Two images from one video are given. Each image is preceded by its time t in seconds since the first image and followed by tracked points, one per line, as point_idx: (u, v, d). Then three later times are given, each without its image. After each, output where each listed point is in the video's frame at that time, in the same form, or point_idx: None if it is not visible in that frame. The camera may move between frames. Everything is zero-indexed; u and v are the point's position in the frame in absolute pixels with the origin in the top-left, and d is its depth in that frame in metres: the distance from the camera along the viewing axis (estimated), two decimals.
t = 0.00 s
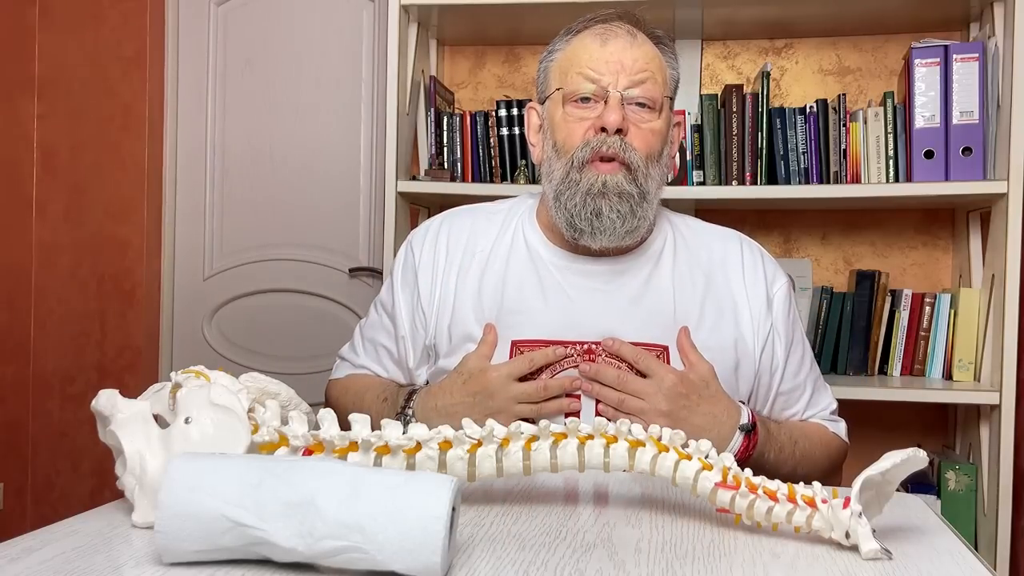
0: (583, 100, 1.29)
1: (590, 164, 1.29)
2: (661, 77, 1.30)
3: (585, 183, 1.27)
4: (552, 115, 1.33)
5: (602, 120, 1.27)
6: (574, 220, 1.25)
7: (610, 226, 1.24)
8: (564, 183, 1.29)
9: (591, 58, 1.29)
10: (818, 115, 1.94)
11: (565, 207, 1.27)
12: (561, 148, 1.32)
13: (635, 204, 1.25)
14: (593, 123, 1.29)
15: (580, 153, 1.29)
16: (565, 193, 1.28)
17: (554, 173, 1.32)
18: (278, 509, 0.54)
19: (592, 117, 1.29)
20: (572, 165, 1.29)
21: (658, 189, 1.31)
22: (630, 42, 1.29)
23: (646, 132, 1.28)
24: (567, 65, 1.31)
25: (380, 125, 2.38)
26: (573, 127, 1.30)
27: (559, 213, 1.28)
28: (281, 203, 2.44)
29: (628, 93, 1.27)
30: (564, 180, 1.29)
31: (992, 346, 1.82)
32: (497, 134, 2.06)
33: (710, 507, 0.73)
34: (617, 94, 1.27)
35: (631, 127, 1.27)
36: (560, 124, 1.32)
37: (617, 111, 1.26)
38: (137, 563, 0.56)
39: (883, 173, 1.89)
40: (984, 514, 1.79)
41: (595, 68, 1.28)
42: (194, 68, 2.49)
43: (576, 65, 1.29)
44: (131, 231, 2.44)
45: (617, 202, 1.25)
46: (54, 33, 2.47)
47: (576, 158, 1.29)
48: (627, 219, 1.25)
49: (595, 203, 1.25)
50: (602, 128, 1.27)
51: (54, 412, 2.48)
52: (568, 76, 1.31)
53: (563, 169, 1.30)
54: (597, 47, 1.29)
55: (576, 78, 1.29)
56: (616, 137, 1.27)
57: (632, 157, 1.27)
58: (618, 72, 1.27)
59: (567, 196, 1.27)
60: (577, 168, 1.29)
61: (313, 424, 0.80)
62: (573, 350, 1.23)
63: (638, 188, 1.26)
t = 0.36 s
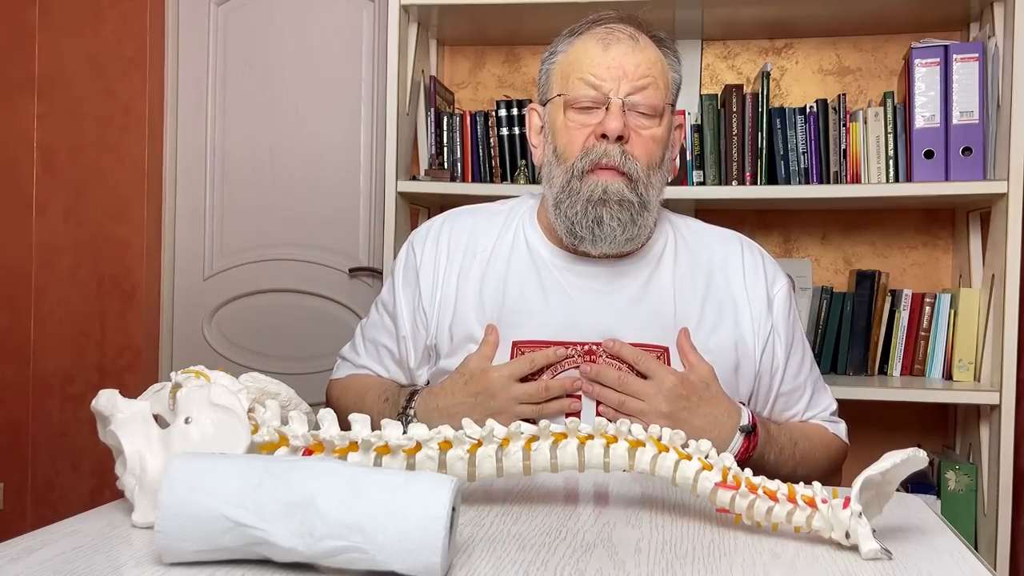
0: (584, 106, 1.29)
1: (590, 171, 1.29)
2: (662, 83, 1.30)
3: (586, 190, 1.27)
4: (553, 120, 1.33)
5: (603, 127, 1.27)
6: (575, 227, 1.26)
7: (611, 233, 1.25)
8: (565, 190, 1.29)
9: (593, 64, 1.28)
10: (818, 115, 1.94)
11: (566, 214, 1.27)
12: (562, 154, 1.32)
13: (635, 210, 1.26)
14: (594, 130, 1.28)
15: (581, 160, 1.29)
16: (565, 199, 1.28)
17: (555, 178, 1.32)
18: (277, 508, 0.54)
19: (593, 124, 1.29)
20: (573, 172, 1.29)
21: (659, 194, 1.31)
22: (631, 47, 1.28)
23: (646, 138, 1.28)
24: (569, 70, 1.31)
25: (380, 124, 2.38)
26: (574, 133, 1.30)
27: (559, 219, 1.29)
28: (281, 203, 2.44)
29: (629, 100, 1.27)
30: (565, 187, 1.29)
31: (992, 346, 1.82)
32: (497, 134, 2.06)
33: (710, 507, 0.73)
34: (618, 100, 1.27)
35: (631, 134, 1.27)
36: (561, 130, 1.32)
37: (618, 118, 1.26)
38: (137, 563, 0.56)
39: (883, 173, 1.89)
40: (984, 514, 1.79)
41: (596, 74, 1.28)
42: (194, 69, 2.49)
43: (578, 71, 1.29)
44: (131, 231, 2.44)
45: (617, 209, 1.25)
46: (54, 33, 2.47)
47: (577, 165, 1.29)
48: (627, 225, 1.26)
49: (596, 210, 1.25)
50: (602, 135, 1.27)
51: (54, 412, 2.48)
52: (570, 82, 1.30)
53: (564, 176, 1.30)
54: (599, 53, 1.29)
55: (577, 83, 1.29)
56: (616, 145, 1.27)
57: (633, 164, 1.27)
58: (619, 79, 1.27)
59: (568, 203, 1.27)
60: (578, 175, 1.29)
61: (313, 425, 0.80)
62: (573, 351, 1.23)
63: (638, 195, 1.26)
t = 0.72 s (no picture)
0: (586, 106, 1.29)
1: (592, 170, 1.29)
2: (663, 84, 1.29)
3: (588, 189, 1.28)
4: (556, 119, 1.33)
5: (603, 127, 1.27)
6: (575, 224, 1.28)
7: (611, 230, 1.26)
8: (567, 188, 1.29)
9: (594, 65, 1.28)
10: (818, 115, 1.94)
11: (568, 212, 1.28)
12: (564, 153, 1.32)
13: (636, 209, 1.26)
14: (595, 129, 1.29)
15: (582, 159, 1.29)
16: (567, 198, 1.28)
17: (557, 176, 1.32)
18: (278, 508, 0.54)
19: (594, 124, 1.29)
20: (575, 171, 1.30)
21: (658, 193, 1.31)
22: (632, 48, 1.27)
23: (646, 138, 1.28)
24: (570, 71, 1.30)
25: (380, 124, 2.38)
26: (576, 133, 1.30)
27: (561, 217, 1.29)
28: (281, 203, 2.44)
29: (629, 100, 1.27)
30: (567, 185, 1.29)
31: (992, 345, 1.82)
32: (497, 134, 2.06)
33: (710, 507, 0.73)
34: (619, 101, 1.27)
35: (632, 134, 1.27)
36: (563, 129, 1.32)
37: (618, 119, 1.26)
38: (137, 563, 0.56)
39: (883, 174, 1.89)
40: (984, 514, 1.79)
41: (598, 76, 1.27)
42: (194, 69, 2.49)
43: (580, 72, 1.29)
44: (130, 232, 2.45)
45: (618, 208, 1.25)
46: (54, 33, 2.47)
47: (579, 164, 1.29)
48: (629, 222, 1.26)
49: (597, 209, 1.26)
50: (603, 135, 1.27)
51: (54, 412, 2.48)
52: (571, 82, 1.30)
53: (566, 174, 1.31)
54: (600, 54, 1.28)
55: (579, 83, 1.29)
56: (617, 145, 1.28)
57: (633, 163, 1.28)
58: (621, 80, 1.27)
59: (569, 201, 1.28)
60: (579, 173, 1.29)
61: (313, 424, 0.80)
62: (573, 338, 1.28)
63: (638, 194, 1.26)
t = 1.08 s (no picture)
0: (587, 100, 1.29)
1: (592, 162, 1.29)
2: (661, 79, 1.30)
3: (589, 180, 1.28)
4: (557, 115, 1.33)
5: (604, 119, 1.27)
6: (575, 215, 1.27)
7: (611, 220, 1.25)
8: (568, 180, 1.29)
9: (594, 60, 1.28)
10: (818, 115, 1.94)
11: (568, 203, 1.28)
12: (564, 146, 1.32)
13: (635, 200, 1.26)
14: (595, 122, 1.29)
15: (583, 151, 1.29)
16: (568, 189, 1.28)
17: (558, 170, 1.32)
18: (277, 509, 0.54)
19: (595, 116, 1.29)
20: (575, 163, 1.30)
21: (658, 187, 1.31)
22: (632, 44, 1.28)
23: (645, 130, 1.29)
24: (571, 66, 1.31)
25: (380, 124, 2.38)
26: (577, 126, 1.30)
27: (561, 208, 1.29)
28: (281, 203, 2.44)
29: (629, 94, 1.27)
30: (568, 177, 1.29)
31: (992, 346, 1.82)
32: (497, 134, 2.06)
33: (710, 507, 0.73)
34: (619, 94, 1.27)
35: (631, 127, 1.28)
36: (564, 123, 1.32)
37: (619, 111, 1.26)
38: (137, 563, 0.56)
39: (883, 173, 1.89)
40: (984, 514, 1.79)
41: (598, 70, 1.27)
42: (194, 69, 2.49)
43: (580, 67, 1.29)
44: (130, 232, 2.45)
45: (619, 199, 1.25)
46: (54, 32, 2.47)
47: (580, 156, 1.29)
48: (628, 213, 1.26)
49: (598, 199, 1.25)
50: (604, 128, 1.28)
51: (54, 412, 2.48)
52: (572, 77, 1.30)
53: (566, 166, 1.30)
54: (600, 49, 1.28)
55: (579, 78, 1.29)
56: (618, 136, 1.28)
57: (633, 155, 1.28)
58: (621, 74, 1.27)
59: (569, 193, 1.27)
60: (580, 165, 1.29)
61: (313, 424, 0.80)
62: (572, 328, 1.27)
63: (638, 185, 1.26)
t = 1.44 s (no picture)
0: (592, 104, 1.29)
1: (596, 167, 1.29)
2: (667, 84, 1.30)
3: (592, 186, 1.27)
4: (561, 118, 1.33)
5: (608, 124, 1.27)
6: (578, 221, 1.26)
7: (615, 227, 1.24)
8: (571, 184, 1.29)
9: (600, 63, 1.28)
10: (818, 115, 1.94)
11: (571, 208, 1.27)
12: (568, 150, 1.32)
13: (640, 207, 1.25)
14: (600, 127, 1.29)
15: (586, 156, 1.29)
16: (571, 194, 1.28)
17: (561, 174, 1.32)
18: (277, 508, 0.54)
19: (599, 121, 1.29)
20: (578, 168, 1.30)
21: (662, 192, 1.31)
22: (638, 48, 1.28)
23: (651, 136, 1.28)
24: (576, 69, 1.31)
25: (380, 123, 2.38)
26: (581, 130, 1.30)
27: (564, 213, 1.28)
28: (281, 204, 2.44)
29: (634, 99, 1.27)
30: (570, 182, 1.29)
31: (992, 346, 1.82)
32: (497, 134, 2.06)
33: (710, 507, 0.73)
34: (624, 100, 1.27)
35: (636, 132, 1.27)
36: (568, 127, 1.32)
37: (624, 116, 1.26)
38: (136, 563, 0.56)
39: (883, 173, 1.89)
40: (984, 514, 1.79)
41: (603, 74, 1.28)
42: (194, 68, 2.49)
43: (586, 70, 1.29)
44: (131, 231, 2.45)
45: (622, 205, 1.24)
46: (54, 33, 2.48)
47: (583, 161, 1.29)
48: (632, 219, 1.25)
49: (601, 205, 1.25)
50: (608, 133, 1.27)
51: (54, 412, 2.48)
52: (576, 81, 1.30)
53: (570, 170, 1.31)
54: (606, 53, 1.28)
55: (585, 81, 1.29)
56: (622, 142, 1.28)
57: (638, 162, 1.28)
58: (626, 79, 1.27)
59: (572, 197, 1.27)
60: (584, 170, 1.29)
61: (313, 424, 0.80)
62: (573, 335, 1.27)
63: (643, 191, 1.26)
